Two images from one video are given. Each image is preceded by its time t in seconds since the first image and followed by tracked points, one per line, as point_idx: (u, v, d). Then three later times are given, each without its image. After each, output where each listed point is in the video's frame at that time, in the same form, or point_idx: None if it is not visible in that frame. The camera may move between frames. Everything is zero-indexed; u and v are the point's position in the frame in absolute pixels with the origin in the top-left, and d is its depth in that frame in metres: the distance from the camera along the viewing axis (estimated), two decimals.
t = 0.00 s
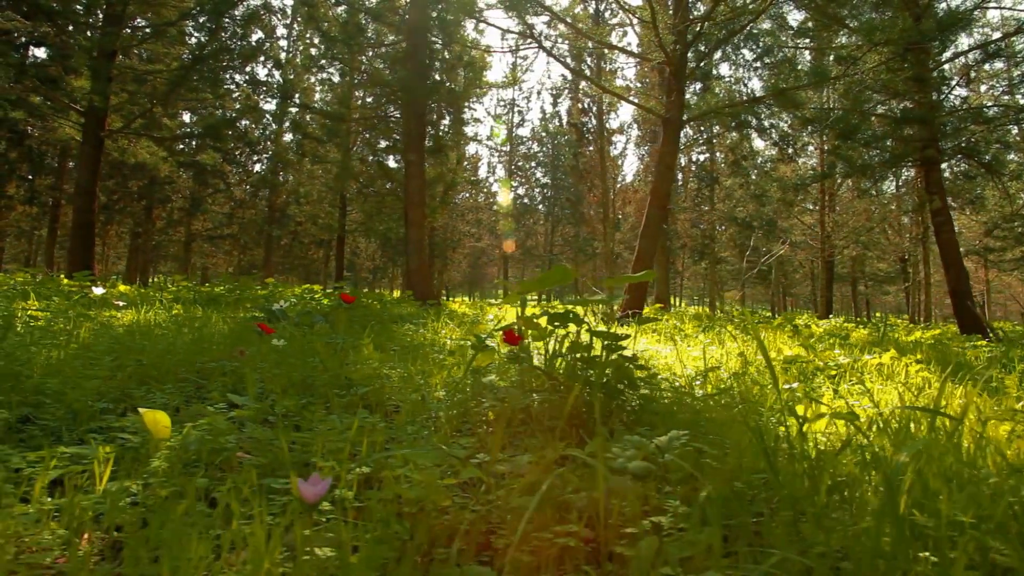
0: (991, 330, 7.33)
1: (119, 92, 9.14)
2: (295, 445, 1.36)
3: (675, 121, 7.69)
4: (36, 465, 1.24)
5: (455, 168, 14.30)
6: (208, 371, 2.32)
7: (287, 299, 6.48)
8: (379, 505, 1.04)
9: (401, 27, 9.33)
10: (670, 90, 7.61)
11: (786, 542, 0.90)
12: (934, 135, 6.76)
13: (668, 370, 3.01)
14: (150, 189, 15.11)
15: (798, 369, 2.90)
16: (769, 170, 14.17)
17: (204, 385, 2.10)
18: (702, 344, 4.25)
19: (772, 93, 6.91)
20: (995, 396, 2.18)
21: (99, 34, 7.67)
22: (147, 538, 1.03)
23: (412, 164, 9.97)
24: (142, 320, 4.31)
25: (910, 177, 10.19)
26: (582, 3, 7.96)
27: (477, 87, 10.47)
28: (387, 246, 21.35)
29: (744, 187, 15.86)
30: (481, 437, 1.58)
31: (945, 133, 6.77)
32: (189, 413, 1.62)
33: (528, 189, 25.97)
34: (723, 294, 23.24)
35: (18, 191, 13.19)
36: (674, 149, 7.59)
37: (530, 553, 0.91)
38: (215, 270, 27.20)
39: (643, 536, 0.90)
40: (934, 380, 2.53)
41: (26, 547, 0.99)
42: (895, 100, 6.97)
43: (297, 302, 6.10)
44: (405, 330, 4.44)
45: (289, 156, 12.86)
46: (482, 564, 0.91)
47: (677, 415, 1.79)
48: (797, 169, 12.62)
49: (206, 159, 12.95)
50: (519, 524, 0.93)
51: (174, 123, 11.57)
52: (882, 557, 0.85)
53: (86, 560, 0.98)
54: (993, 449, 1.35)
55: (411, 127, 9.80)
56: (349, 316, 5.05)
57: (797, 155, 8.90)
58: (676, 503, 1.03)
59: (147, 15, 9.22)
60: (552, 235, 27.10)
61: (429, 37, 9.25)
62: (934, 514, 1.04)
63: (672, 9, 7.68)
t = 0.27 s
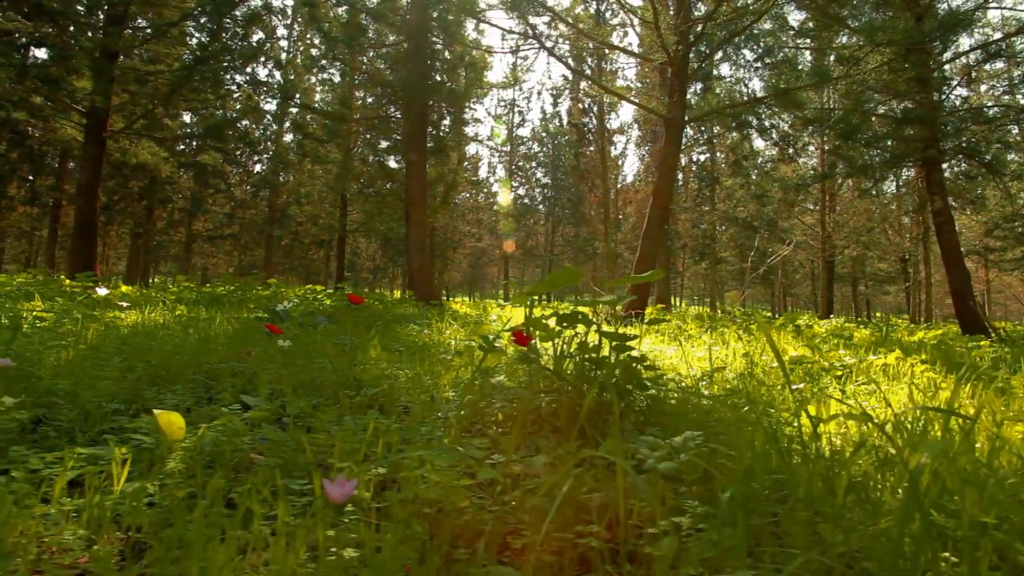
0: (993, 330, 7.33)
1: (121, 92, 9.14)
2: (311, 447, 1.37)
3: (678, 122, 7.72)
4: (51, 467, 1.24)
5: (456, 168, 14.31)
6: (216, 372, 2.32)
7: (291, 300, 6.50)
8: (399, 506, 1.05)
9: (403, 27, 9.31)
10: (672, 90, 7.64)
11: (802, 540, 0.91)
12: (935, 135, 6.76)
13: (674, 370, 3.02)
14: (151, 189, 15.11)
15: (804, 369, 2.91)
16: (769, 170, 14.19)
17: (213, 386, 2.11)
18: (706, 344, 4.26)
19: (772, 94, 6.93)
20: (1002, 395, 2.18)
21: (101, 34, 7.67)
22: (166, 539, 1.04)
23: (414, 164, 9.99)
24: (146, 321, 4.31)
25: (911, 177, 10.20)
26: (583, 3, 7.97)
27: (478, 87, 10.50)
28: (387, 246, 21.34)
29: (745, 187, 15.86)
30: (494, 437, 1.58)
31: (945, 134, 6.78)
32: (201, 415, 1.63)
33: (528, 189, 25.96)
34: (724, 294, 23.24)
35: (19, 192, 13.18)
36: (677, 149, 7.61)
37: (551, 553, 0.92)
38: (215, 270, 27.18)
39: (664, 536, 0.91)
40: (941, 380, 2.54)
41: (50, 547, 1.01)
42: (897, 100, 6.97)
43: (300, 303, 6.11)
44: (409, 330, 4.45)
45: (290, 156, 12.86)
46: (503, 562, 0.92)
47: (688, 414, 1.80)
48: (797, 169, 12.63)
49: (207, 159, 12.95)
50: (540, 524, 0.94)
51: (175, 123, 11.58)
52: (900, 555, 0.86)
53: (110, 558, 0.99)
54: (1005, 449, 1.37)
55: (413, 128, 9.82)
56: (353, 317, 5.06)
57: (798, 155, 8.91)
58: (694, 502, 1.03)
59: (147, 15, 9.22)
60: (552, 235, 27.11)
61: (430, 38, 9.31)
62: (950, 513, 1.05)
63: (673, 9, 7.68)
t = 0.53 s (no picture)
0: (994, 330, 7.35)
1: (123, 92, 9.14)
2: (326, 447, 1.37)
3: (680, 122, 7.73)
4: (68, 468, 1.25)
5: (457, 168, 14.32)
6: (224, 373, 2.32)
7: (294, 300, 6.50)
8: (418, 507, 1.05)
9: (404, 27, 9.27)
10: (675, 91, 7.66)
11: (823, 540, 0.91)
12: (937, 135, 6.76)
13: (681, 370, 3.02)
14: (152, 189, 15.11)
15: (810, 369, 2.92)
16: (770, 170, 14.20)
17: (221, 387, 2.11)
18: (710, 344, 4.27)
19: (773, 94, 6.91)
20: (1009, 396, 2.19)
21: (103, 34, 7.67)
22: (188, 540, 1.05)
23: (416, 165, 10.01)
24: (150, 321, 4.32)
25: (912, 177, 10.22)
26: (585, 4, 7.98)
27: (479, 87, 10.49)
28: (387, 246, 21.35)
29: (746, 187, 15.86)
30: (506, 438, 1.58)
31: (945, 134, 6.81)
32: (213, 416, 1.63)
33: (528, 189, 25.97)
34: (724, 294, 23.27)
35: (20, 192, 13.18)
36: (679, 150, 7.61)
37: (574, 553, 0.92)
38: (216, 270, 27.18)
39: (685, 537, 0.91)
40: (948, 381, 2.54)
41: (73, 548, 1.02)
42: (899, 100, 6.96)
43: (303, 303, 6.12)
44: (413, 330, 4.46)
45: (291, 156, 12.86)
46: (526, 563, 0.92)
47: (699, 414, 1.81)
48: (798, 169, 12.64)
49: (209, 159, 12.94)
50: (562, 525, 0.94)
51: (176, 123, 11.58)
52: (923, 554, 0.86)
53: (132, 559, 0.99)
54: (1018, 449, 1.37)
55: (415, 128, 9.84)
56: (356, 317, 5.06)
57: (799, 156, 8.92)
58: (713, 503, 1.04)
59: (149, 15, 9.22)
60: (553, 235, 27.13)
61: (431, 38, 9.30)
62: (971, 514, 1.05)
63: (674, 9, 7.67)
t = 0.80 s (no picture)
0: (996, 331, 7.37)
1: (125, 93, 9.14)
2: (344, 447, 1.38)
3: (683, 123, 7.77)
4: (88, 470, 1.26)
5: (458, 168, 14.34)
6: (235, 374, 2.33)
7: (297, 300, 6.51)
8: (439, 509, 1.06)
9: (405, 27, 9.26)
10: (678, 91, 7.69)
11: (845, 541, 0.92)
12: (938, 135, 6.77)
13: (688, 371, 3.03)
14: (153, 189, 15.11)
15: (817, 370, 2.93)
16: (771, 170, 14.20)
17: (232, 388, 2.11)
18: (714, 345, 4.28)
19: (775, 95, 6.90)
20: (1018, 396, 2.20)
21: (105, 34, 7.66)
22: (210, 542, 1.05)
23: (419, 165, 10.03)
24: (155, 321, 4.32)
25: (913, 178, 10.24)
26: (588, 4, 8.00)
27: (479, 87, 10.48)
28: (388, 246, 21.37)
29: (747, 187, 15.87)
30: (519, 439, 1.59)
31: (947, 134, 6.80)
32: (227, 417, 1.63)
33: (529, 189, 26.00)
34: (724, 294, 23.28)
35: (21, 192, 13.17)
36: (682, 150, 7.62)
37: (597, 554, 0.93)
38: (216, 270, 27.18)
39: (707, 540, 0.92)
40: (955, 382, 2.56)
41: (99, 549, 1.03)
42: (901, 101, 6.96)
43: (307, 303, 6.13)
44: (417, 330, 4.48)
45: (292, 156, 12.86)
46: (549, 562, 0.93)
47: (711, 415, 1.82)
48: (799, 169, 12.65)
49: (210, 159, 12.94)
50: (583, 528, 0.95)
51: (178, 123, 11.59)
52: (949, 557, 0.86)
53: (157, 559, 1.00)
54: None
55: (417, 129, 9.86)
56: (360, 317, 5.07)
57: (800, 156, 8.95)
58: (733, 504, 1.04)
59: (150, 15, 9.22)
60: (553, 235, 27.14)
61: (432, 39, 9.20)
62: (990, 515, 1.06)
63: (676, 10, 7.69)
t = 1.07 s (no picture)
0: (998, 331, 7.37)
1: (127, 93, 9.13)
2: (360, 448, 1.39)
3: (685, 123, 7.81)
4: (105, 470, 1.26)
5: (459, 169, 14.35)
6: (244, 375, 2.33)
7: (300, 301, 6.51)
8: (459, 508, 1.06)
9: (407, 27, 9.28)
10: (680, 92, 7.72)
11: (866, 541, 0.92)
12: (940, 136, 6.77)
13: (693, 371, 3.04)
14: (154, 189, 15.11)
15: (823, 371, 2.94)
16: (772, 171, 14.21)
17: (242, 388, 2.12)
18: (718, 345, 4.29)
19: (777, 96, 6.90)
20: None
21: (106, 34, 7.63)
22: (231, 542, 1.05)
23: (421, 165, 10.02)
24: (159, 321, 4.33)
25: (914, 178, 10.24)
26: (590, 4, 8.01)
27: (481, 88, 10.49)
28: (389, 246, 21.38)
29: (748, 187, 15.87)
30: (532, 439, 1.60)
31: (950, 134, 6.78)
32: (240, 418, 1.64)
33: (529, 189, 26.00)
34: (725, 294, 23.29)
35: (22, 192, 13.15)
36: (684, 151, 7.63)
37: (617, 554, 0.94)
38: (216, 271, 27.18)
39: (727, 539, 0.92)
40: (960, 382, 2.57)
41: (121, 550, 1.03)
42: (903, 101, 6.95)
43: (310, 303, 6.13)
44: (421, 330, 4.49)
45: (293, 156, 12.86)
46: (570, 562, 0.94)
47: (721, 415, 1.82)
48: (800, 169, 12.66)
49: (212, 159, 12.93)
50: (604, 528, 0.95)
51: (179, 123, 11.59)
52: (970, 557, 0.87)
53: (178, 559, 1.01)
54: None
55: (419, 129, 9.83)
56: (364, 317, 5.07)
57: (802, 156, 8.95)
58: (752, 504, 1.05)
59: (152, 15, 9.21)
60: (554, 235, 27.15)
61: (434, 38, 9.25)
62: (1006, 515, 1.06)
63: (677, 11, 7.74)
